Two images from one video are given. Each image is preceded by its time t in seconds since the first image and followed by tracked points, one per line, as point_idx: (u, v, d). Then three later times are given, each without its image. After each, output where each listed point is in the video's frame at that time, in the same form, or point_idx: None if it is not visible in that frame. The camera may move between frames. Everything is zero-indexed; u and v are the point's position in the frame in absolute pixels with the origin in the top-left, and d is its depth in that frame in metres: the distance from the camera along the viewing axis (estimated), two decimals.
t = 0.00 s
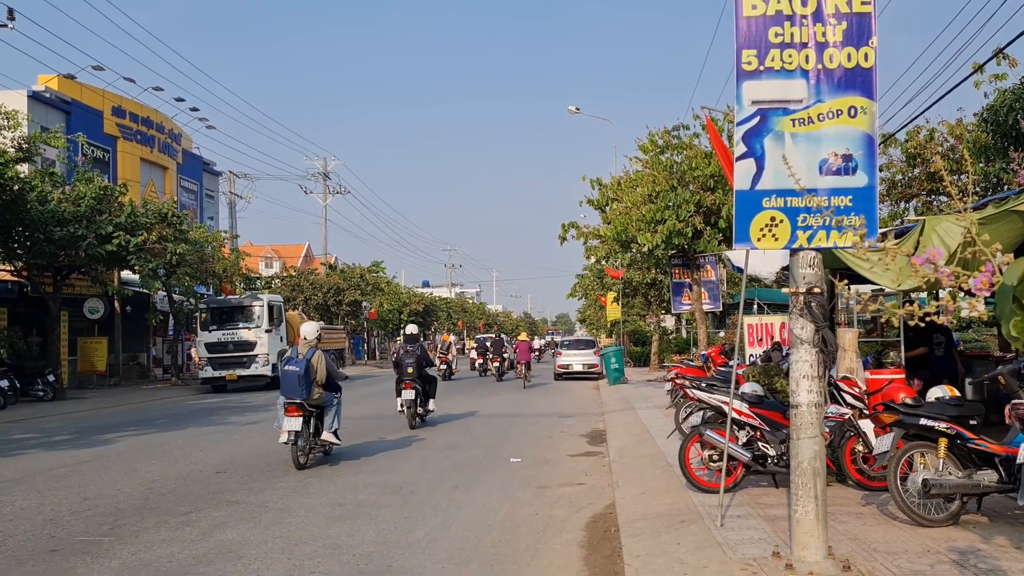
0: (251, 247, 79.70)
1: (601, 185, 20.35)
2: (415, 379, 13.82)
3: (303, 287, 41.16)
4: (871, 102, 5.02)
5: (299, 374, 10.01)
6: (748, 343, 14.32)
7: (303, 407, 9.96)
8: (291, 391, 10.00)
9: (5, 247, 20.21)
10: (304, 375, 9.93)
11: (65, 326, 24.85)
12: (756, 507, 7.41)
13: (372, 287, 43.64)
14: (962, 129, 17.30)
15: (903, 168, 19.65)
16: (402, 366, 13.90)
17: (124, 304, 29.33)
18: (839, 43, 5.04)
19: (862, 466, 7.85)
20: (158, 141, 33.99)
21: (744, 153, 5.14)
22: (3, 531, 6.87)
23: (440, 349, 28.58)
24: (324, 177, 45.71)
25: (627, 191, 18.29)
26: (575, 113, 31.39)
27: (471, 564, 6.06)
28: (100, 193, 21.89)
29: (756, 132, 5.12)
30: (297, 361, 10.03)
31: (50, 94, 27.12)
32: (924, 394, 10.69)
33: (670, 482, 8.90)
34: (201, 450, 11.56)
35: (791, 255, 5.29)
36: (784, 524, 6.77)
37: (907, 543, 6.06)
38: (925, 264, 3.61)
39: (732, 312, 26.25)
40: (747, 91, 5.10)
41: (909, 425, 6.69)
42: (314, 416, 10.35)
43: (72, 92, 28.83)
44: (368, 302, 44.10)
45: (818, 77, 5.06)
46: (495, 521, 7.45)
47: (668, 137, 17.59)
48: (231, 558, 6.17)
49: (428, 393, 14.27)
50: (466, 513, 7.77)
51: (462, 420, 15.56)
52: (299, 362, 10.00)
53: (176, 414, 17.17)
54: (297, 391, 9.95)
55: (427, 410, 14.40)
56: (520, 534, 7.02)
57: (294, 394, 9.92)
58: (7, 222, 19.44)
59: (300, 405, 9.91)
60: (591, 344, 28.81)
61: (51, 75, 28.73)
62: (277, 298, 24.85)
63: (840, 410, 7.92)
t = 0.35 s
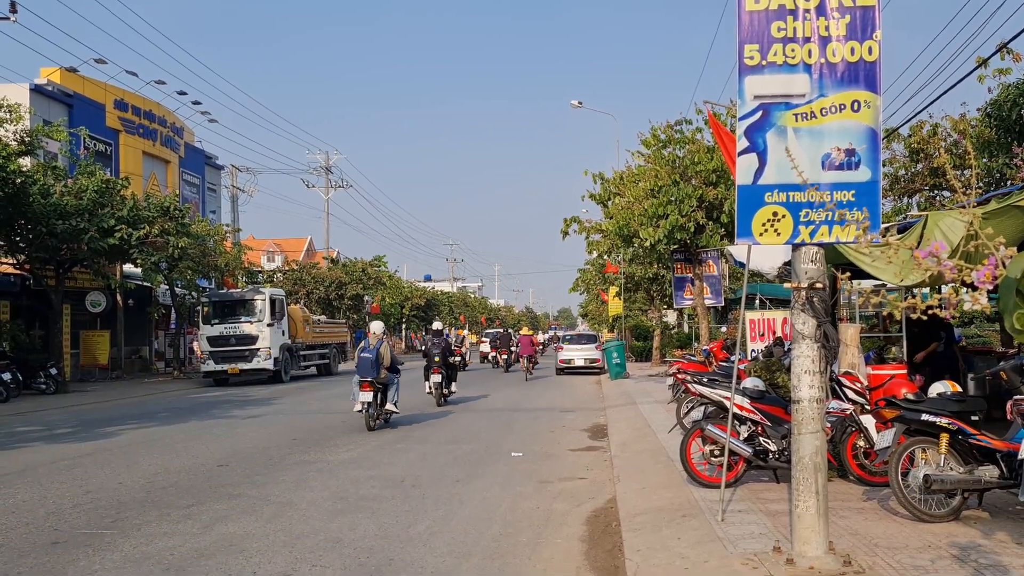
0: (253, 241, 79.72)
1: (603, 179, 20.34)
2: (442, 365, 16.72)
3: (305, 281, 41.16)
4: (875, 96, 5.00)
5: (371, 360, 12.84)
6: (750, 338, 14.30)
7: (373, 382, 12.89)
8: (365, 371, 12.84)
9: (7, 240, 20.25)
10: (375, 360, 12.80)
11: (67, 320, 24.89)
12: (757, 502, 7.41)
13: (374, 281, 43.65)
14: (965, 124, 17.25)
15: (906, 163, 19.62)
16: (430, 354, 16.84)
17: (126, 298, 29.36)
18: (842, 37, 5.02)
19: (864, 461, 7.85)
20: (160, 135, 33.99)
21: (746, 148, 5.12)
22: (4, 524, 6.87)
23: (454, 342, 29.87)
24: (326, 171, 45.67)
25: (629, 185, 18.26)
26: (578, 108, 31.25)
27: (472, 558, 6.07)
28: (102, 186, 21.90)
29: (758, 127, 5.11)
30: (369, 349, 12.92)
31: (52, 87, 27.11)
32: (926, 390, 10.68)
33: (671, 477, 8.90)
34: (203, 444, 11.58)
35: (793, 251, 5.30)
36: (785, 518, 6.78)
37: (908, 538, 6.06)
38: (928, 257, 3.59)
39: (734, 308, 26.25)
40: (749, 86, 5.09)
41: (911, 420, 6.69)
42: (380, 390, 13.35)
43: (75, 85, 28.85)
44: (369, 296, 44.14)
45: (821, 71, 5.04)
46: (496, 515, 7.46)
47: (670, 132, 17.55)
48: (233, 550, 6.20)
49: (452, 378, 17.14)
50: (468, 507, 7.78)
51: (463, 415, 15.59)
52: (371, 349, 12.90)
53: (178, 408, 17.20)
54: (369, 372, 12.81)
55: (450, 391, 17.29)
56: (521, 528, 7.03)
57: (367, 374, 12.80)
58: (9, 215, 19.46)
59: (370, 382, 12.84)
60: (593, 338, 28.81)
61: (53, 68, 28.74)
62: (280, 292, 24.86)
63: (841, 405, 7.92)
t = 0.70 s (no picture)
0: (253, 239, 79.69)
1: (602, 176, 20.33)
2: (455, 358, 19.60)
3: (304, 278, 41.12)
4: (873, 92, 4.99)
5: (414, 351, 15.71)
6: (749, 335, 14.30)
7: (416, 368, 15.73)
8: (409, 361, 15.66)
9: (6, 239, 20.22)
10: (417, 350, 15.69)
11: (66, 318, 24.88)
12: (757, 498, 7.42)
13: (373, 278, 43.61)
14: (965, 120, 17.23)
15: (905, 159, 19.60)
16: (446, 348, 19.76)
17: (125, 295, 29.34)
18: (840, 33, 5.02)
19: (863, 457, 7.84)
20: (159, 133, 33.94)
21: (745, 144, 5.11)
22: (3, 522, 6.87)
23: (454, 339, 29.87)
24: (324, 168, 45.61)
25: (629, 182, 18.25)
26: (577, 104, 31.22)
27: (471, 555, 6.07)
28: (101, 184, 21.89)
29: (756, 123, 5.10)
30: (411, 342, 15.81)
31: (50, 85, 27.05)
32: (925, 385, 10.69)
33: (671, 473, 8.90)
34: (203, 441, 11.59)
35: (792, 247, 5.30)
36: (784, 514, 6.78)
37: (907, 534, 6.06)
38: (927, 250, 3.58)
39: (734, 304, 26.24)
40: (747, 82, 5.08)
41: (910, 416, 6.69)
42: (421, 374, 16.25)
43: (73, 83, 28.80)
44: (368, 293, 44.13)
45: (820, 68, 5.04)
46: (496, 512, 7.46)
47: (670, 128, 17.53)
48: (232, 548, 6.20)
49: (465, 368, 20.03)
50: (467, 504, 7.78)
51: (463, 412, 15.60)
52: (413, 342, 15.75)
53: (178, 405, 17.20)
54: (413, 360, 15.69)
55: (463, 379, 20.40)
56: (521, 524, 7.04)
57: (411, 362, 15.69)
58: (8, 213, 19.43)
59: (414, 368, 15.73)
60: (592, 335, 28.80)
61: (52, 66, 28.68)
62: (279, 289, 24.83)
63: (840, 402, 7.93)
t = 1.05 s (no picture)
0: (253, 235, 79.70)
1: (601, 171, 20.33)
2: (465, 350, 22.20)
3: (304, 274, 41.10)
4: (872, 87, 4.99)
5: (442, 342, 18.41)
6: (748, 330, 14.31)
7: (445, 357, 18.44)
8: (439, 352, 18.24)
9: (5, 234, 20.21)
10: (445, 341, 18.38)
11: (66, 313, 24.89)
12: (756, 494, 7.44)
13: (373, 274, 43.62)
14: (964, 115, 17.20)
15: (905, 154, 19.58)
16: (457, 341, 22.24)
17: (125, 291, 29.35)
18: (839, 28, 5.01)
19: (861, 452, 7.84)
20: (158, 128, 33.89)
21: (743, 140, 5.12)
22: (3, 518, 6.88)
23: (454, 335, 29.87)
24: (324, 164, 45.59)
25: (628, 177, 18.24)
26: (576, 99, 31.14)
27: (469, 550, 6.09)
28: (100, 180, 21.89)
29: (755, 119, 5.10)
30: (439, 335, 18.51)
31: (48, 81, 27.01)
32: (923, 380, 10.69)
33: (669, 468, 8.91)
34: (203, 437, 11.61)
35: (790, 243, 5.29)
36: (783, 510, 6.79)
37: (905, 529, 6.08)
38: (923, 249, 3.57)
39: (733, 299, 26.22)
40: (746, 78, 5.08)
41: (908, 412, 6.69)
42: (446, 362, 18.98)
43: (71, 78, 28.76)
44: (368, 289, 44.11)
45: (819, 63, 5.03)
46: (495, 508, 7.47)
47: (669, 124, 17.52)
48: (231, 543, 6.21)
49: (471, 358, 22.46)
50: (467, 499, 7.79)
51: (462, 408, 15.59)
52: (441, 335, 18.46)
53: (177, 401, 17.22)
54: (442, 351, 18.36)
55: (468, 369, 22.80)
56: (520, 520, 7.05)
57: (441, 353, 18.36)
58: (7, 208, 19.42)
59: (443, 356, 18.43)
60: (592, 331, 28.81)
61: (50, 61, 28.61)
62: (278, 285, 24.82)
63: (838, 397, 7.94)
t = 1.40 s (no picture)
0: (250, 233, 79.66)
1: (599, 169, 20.34)
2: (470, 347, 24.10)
3: (302, 272, 41.11)
4: (869, 84, 4.99)
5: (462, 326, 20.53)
6: (746, 328, 14.31)
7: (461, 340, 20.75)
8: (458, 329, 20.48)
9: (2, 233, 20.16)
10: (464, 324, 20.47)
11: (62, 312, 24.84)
12: (753, 491, 7.45)
13: (370, 272, 43.54)
14: (961, 113, 17.22)
15: (902, 152, 19.59)
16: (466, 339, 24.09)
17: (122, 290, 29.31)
18: (835, 25, 5.01)
19: (859, 450, 7.85)
20: (155, 127, 33.85)
21: (739, 138, 5.13)
22: None
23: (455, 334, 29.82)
24: (322, 162, 45.57)
25: (626, 176, 18.25)
26: (573, 97, 31.09)
27: (466, 548, 6.10)
28: (96, 178, 21.87)
29: (750, 118, 5.11)
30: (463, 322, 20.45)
31: (45, 79, 26.95)
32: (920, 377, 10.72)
33: (667, 466, 8.93)
34: (200, 435, 11.60)
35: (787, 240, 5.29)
36: (780, 507, 6.80)
37: (901, 526, 6.09)
38: (917, 242, 3.56)
39: (731, 297, 26.22)
40: (741, 76, 5.09)
41: (905, 409, 6.71)
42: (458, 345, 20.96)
43: (68, 76, 28.70)
44: (365, 287, 44.10)
45: (815, 60, 5.04)
46: (493, 505, 7.48)
47: (666, 122, 17.52)
48: (229, 542, 6.20)
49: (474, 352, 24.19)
50: (465, 497, 7.79)
51: (459, 406, 15.59)
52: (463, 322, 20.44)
53: (174, 399, 17.19)
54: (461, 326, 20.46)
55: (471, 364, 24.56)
56: (517, 518, 7.06)
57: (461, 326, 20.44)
58: (4, 207, 19.37)
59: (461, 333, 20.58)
60: (589, 329, 28.82)
61: (46, 59, 28.54)
62: (276, 283, 24.78)
63: (835, 394, 7.95)
